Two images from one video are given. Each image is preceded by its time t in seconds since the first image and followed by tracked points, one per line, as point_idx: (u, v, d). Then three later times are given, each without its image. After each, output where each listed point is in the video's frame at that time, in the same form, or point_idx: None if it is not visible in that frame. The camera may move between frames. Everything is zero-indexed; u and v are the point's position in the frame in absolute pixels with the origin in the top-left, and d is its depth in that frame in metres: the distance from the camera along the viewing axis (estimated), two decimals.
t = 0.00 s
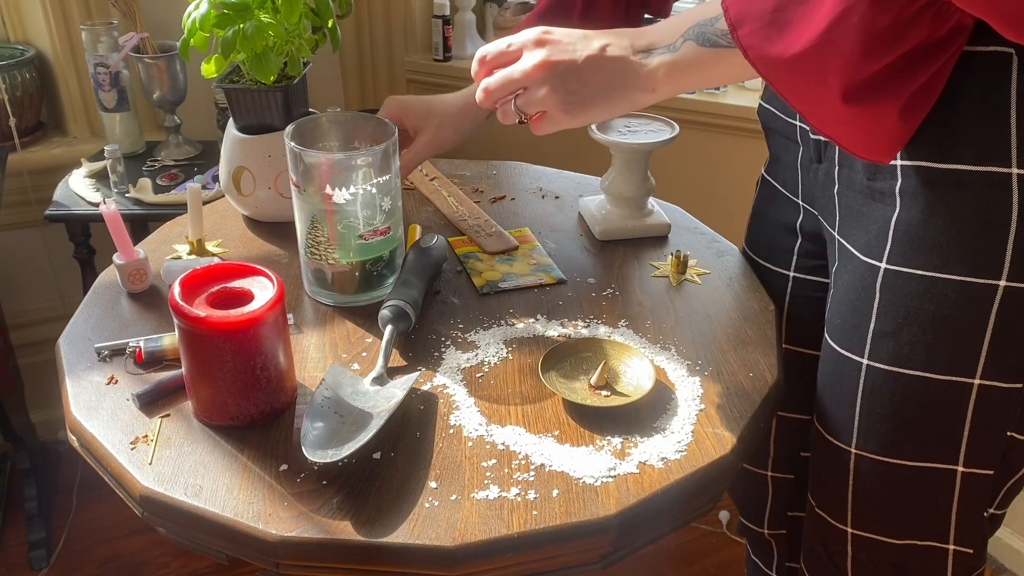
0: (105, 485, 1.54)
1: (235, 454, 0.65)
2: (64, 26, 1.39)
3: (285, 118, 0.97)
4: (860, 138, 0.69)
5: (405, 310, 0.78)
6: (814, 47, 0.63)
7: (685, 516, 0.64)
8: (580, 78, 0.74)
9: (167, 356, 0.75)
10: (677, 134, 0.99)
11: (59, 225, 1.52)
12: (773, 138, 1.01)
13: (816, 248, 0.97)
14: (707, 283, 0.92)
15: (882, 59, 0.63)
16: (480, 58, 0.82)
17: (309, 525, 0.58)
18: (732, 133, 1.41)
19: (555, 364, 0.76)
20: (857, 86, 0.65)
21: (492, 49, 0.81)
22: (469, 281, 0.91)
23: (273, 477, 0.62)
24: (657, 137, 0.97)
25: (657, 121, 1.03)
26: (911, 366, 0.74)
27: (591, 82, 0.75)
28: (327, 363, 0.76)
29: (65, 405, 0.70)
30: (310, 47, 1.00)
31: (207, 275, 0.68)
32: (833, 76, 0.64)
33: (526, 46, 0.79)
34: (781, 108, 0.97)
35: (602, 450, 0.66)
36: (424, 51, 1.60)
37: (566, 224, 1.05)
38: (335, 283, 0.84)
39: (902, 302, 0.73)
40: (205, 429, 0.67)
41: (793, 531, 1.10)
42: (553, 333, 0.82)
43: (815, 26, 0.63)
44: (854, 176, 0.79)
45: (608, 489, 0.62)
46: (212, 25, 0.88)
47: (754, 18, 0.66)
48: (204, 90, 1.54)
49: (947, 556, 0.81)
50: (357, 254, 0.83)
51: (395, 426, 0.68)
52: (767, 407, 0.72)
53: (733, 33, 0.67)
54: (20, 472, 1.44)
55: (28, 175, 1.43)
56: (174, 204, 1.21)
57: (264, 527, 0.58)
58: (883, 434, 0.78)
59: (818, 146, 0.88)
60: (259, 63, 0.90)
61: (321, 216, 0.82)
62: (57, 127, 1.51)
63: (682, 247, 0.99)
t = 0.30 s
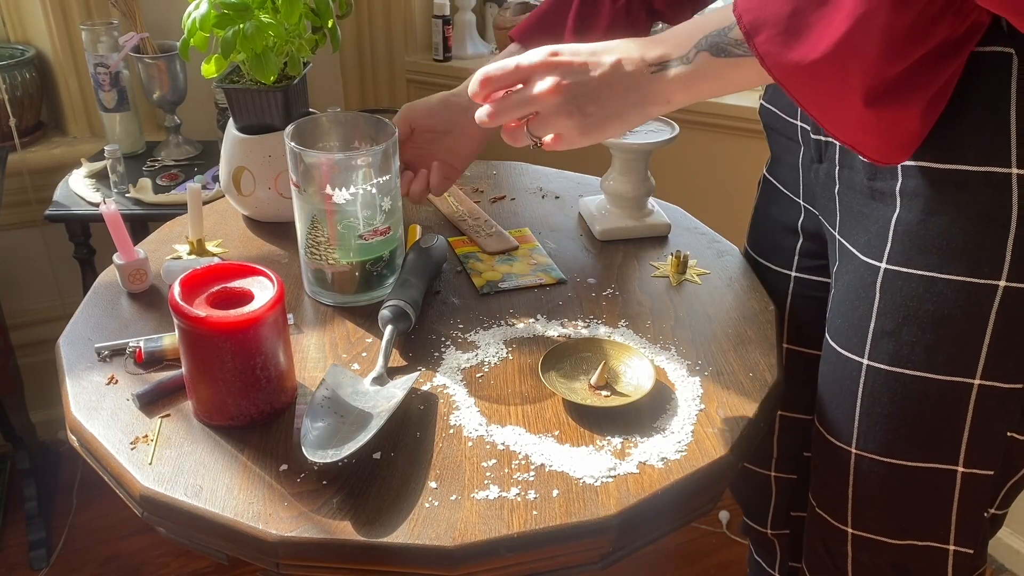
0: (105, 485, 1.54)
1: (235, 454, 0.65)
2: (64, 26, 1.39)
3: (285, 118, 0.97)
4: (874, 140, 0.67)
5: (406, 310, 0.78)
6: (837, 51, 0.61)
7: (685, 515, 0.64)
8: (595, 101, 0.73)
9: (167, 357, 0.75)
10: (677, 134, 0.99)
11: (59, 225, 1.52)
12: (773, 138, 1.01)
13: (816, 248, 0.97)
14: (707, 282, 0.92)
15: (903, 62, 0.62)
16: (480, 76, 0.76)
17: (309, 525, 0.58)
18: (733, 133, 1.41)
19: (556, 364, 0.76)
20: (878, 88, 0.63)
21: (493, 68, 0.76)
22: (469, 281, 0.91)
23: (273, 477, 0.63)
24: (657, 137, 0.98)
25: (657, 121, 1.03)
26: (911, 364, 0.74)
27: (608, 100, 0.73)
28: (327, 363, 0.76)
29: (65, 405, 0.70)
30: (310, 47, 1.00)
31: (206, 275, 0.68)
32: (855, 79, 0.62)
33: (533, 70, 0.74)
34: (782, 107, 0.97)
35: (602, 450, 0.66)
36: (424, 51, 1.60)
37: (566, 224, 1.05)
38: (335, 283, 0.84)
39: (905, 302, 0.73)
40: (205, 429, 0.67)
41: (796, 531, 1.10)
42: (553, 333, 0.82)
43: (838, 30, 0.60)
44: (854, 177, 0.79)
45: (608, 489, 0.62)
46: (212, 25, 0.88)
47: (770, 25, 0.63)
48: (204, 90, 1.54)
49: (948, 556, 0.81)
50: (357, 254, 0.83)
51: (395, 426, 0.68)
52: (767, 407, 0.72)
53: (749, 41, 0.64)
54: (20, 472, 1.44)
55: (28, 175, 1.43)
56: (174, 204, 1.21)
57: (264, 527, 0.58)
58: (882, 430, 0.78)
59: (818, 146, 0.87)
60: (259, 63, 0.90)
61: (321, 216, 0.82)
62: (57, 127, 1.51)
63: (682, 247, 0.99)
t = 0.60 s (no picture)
0: (105, 485, 1.54)
1: (235, 454, 0.65)
2: (64, 26, 1.39)
3: (285, 118, 0.97)
4: (928, 133, 0.66)
5: (406, 310, 0.78)
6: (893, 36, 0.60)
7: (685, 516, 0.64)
8: (637, 98, 0.72)
9: (167, 357, 0.76)
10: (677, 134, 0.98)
11: (59, 226, 1.52)
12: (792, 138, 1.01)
13: (818, 247, 0.97)
14: (707, 282, 0.92)
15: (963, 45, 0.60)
16: (511, 73, 0.73)
17: (309, 525, 0.58)
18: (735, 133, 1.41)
19: (556, 364, 0.76)
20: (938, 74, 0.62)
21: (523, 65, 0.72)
22: (469, 281, 0.91)
23: (273, 477, 0.63)
24: (657, 137, 0.97)
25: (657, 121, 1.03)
26: (924, 368, 0.74)
27: (650, 93, 0.72)
28: (327, 363, 0.76)
29: (65, 405, 0.70)
30: (310, 47, 1.00)
31: (206, 274, 0.68)
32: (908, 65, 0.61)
33: (571, 69, 0.72)
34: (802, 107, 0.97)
35: (602, 450, 0.66)
36: (424, 51, 1.60)
37: (566, 224, 1.05)
38: (335, 282, 0.84)
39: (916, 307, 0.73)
40: (206, 429, 0.67)
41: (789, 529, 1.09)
42: (553, 333, 0.82)
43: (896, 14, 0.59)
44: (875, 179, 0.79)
45: (608, 489, 0.62)
46: (212, 25, 0.88)
47: (822, 10, 0.62)
48: (204, 90, 1.54)
49: (954, 563, 0.81)
50: (357, 254, 0.83)
51: (395, 426, 0.68)
52: (767, 406, 0.72)
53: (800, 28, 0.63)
54: (20, 472, 1.44)
55: (28, 175, 1.43)
56: (174, 204, 1.21)
57: (265, 527, 0.58)
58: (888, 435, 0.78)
59: (835, 145, 0.88)
60: (259, 63, 0.90)
61: (321, 216, 0.82)
62: (57, 127, 1.51)
63: (683, 247, 0.99)
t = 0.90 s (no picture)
0: (106, 485, 1.54)
1: (235, 454, 0.65)
2: (64, 26, 1.39)
3: (284, 118, 0.97)
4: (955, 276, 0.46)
5: (405, 310, 0.78)
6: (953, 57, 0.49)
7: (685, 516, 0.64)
8: (782, 147, 0.40)
9: (167, 356, 0.76)
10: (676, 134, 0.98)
11: (59, 226, 1.51)
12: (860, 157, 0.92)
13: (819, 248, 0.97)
14: (707, 282, 0.92)
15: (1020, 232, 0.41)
16: (625, 65, 0.44)
17: (309, 525, 0.58)
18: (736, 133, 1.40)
19: (555, 364, 0.76)
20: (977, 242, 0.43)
21: (608, 78, 0.45)
22: (469, 281, 0.91)
23: (273, 477, 0.62)
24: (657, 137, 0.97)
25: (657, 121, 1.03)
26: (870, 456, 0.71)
27: (820, 138, 0.40)
28: (327, 362, 0.76)
29: (65, 405, 0.70)
30: (310, 47, 1.00)
31: (206, 275, 0.68)
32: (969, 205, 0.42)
33: (712, 79, 0.42)
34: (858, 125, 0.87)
35: (602, 450, 0.66)
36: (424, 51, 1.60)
37: (566, 224, 1.05)
38: (335, 282, 0.84)
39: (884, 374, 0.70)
40: (205, 429, 0.67)
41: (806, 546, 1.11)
42: (553, 333, 0.82)
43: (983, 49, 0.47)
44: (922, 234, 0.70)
45: (608, 489, 0.62)
46: (212, 25, 0.88)
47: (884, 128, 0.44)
48: (204, 89, 1.54)
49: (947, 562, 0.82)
50: (357, 254, 0.83)
51: (395, 426, 0.68)
52: (767, 406, 0.72)
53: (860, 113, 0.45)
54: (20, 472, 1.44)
55: (28, 176, 1.43)
56: (174, 204, 1.21)
57: (264, 527, 0.58)
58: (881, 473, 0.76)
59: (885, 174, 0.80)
60: (259, 63, 0.90)
61: (321, 216, 0.83)
62: (57, 127, 1.51)
63: (682, 247, 0.99)
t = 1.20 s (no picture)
0: (105, 485, 1.54)
1: (235, 454, 0.65)
2: (64, 26, 1.39)
3: (284, 118, 0.97)
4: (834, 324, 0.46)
5: (405, 309, 0.78)
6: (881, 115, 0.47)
7: (685, 516, 0.64)
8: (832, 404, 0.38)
9: (167, 356, 0.75)
10: (676, 134, 0.98)
11: (59, 225, 1.51)
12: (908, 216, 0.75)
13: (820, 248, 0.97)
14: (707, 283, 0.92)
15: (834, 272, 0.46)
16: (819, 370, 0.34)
17: (309, 525, 0.58)
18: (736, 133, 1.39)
19: (555, 364, 0.76)
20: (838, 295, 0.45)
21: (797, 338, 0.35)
22: (469, 281, 0.91)
23: (273, 477, 0.62)
24: (656, 137, 0.97)
25: (657, 121, 1.02)
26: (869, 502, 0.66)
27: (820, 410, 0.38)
28: (327, 362, 0.76)
29: (65, 405, 0.70)
30: (310, 47, 1.00)
31: (205, 275, 0.68)
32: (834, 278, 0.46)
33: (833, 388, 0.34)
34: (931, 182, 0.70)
35: (602, 450, 0.66)
36: (424, 50, 1.59)
37: (566, 224, 1.05)
38: (335, 283, 0.84)
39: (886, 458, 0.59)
40: (205, 429, 0.67)
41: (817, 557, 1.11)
42: (553, 333, 0.82)
43: (993, 95, 0.45)
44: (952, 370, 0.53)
45: (608, 489, 0.62)
46: (212, 25, 0.88)
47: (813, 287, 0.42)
48: (203, 89, 1.54)
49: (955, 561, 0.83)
50: (357, 254, 0.83)
51: (395, 426, 0.68)
52: (767, 406, 0.72)
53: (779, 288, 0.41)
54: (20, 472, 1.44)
55: (28, 176, 1.43)
56: (174, 204, 1.21)
57: (264, 527, 0.58)
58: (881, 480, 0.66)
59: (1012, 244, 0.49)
60: (259, 63, 0.90)
61: (321, 216, 0.83)
62: (57, 127, 1.51)
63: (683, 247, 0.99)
